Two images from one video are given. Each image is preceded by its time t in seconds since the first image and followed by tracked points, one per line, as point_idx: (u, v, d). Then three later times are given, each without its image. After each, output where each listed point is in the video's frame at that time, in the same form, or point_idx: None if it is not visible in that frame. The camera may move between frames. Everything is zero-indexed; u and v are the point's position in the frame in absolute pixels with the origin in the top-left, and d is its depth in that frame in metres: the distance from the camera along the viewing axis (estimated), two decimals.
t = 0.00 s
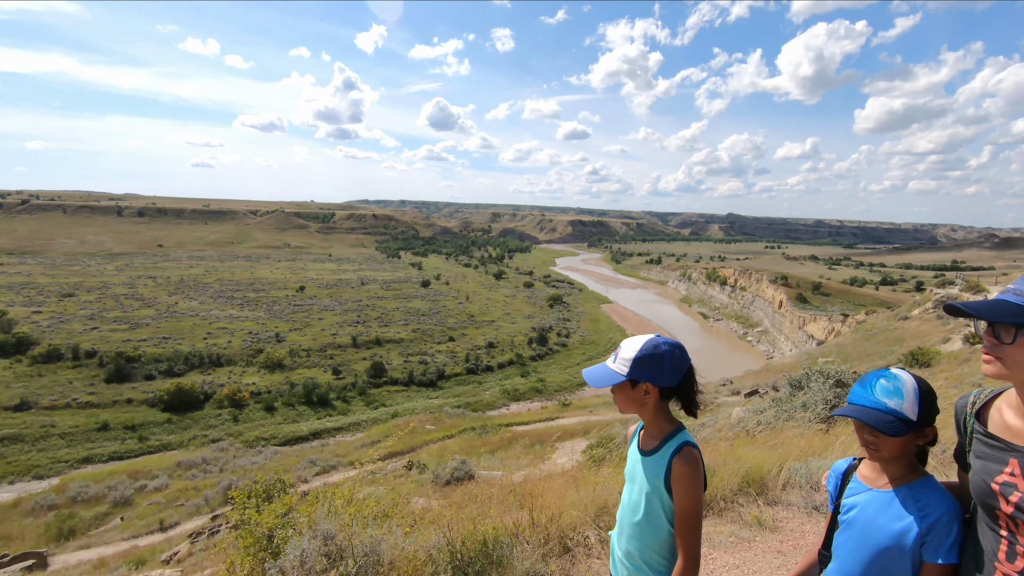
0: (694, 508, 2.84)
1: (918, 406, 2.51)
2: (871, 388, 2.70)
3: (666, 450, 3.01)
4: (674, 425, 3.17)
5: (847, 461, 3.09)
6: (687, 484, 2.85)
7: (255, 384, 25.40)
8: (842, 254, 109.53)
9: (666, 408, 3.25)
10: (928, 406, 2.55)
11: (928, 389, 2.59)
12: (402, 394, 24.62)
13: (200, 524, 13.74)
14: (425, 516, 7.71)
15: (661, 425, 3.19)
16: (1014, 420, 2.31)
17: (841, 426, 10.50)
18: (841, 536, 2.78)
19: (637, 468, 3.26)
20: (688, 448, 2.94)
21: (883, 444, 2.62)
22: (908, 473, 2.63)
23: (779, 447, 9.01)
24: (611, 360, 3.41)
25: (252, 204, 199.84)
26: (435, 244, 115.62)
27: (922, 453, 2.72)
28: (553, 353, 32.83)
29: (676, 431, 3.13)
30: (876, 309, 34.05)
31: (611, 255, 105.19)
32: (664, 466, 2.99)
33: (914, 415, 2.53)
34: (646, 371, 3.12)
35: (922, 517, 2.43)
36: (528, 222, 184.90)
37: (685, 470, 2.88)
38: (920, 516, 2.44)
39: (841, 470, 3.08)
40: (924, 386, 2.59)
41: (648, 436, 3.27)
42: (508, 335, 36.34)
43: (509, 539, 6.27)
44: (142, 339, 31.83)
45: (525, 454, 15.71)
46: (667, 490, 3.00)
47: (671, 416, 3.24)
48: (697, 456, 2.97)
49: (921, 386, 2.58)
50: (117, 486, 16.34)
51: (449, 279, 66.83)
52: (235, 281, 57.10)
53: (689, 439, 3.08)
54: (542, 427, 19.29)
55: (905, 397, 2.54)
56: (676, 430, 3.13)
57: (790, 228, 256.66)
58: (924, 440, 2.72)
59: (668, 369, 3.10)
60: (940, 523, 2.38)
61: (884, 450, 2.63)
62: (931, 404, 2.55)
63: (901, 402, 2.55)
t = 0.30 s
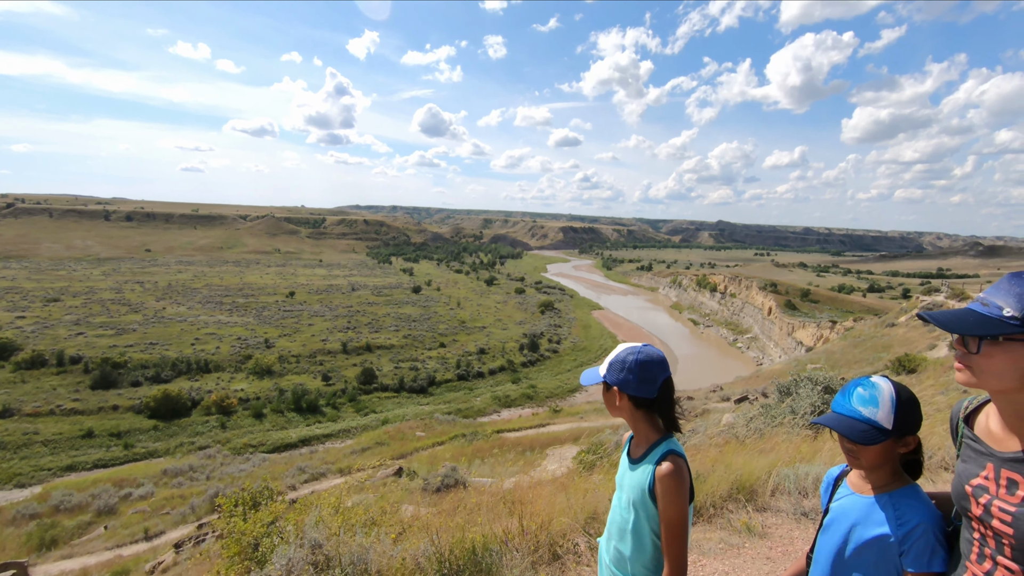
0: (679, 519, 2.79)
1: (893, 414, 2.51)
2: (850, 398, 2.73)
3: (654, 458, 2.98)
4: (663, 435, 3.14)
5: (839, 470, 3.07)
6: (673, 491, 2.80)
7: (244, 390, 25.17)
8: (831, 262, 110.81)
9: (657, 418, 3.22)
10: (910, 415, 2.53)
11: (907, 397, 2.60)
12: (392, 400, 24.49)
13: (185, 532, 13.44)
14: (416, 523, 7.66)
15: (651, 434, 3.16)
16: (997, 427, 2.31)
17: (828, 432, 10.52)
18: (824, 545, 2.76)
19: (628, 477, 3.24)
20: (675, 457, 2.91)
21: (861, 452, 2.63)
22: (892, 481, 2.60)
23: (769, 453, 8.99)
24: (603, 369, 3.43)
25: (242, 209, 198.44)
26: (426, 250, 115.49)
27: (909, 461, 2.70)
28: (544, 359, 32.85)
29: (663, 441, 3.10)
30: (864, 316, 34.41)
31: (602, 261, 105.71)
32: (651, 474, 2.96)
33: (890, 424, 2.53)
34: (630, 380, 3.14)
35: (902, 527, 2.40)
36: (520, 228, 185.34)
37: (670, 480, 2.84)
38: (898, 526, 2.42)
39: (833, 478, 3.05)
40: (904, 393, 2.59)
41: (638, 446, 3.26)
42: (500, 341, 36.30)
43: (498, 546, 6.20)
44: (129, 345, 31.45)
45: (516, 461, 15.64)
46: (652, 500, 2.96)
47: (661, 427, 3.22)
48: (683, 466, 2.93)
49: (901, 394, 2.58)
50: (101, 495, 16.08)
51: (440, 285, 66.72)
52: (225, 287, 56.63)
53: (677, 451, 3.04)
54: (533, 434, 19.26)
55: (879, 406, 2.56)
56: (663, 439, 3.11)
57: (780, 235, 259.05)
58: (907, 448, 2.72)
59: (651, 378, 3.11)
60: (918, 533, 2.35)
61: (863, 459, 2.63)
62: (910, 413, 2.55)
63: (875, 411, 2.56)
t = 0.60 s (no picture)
0: (659, 524, 2.75)
1: (894, 422, 2.48)
2: (851, 406, 2.71)
3: (640, 460, 2.99)
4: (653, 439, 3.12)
5: (842, 476, 3.05)
6: (652, 497, 2.78)
7: (236, 398, 24.99)
8: (823, 268, 111.62)
9: (648, 422, 3.20)
10: (916, 423, 2.48)
11: (913, 404, 2.56)
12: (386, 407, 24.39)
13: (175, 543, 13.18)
14: (409, 530, 7.58)
15: (640, 437, 3.17)
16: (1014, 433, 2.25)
17: (822, 438, 10.51)
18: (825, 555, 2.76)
19: (618, 479, 3.24)
20: (658, 462, 2.88)
21: (863, 461, 2.61)
22: (900, 492, 2.57)
23: (764, 458, 8.87)
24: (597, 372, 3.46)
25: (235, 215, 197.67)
26: (420, 256, 115.44)
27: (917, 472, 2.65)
28: (538, 365, 32.85)
29: (651, 446, 3.07)
30: (856, 322, 34.68)
31: (596, 268, 105.95)
32: (634, 479, 2.95)
33: (893, 433, 2.50)
34: (618, 385, 3.14)
35: (913, 541, 2.38)
36: (514, 235, 185.64)
37: (653, 484, 2.81)
38: (909, 538, 2.39)
39: (837, 485, 3.03)
40: (908, 400, 2.56)
41: (630, 451, 3.24)
42: (494, 348, 36.28)
43: (491, 554, 6.14)
44: (119, 352, 31.19)
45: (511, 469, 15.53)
46: (636, 504, 2.94)
47: (651, 431, 3.19)
48: (668, 472, 2.89)
49: (906, 400, 2.54)
50: (91, 504, 15.87)
51: (434, 292, 66.65)
52: (217, 293, 56.33)
53: (663, 455, 3.02)
54: (527, 441, 19.19)
55: (880, 414, 2.52)
56: (651, 444, 3.09)
57: (772, 242, 260.65)
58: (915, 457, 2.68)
59: (639, 384, 3.09)
60: (928, 548, 2.33)
61: (867, 468, 2.60)
62: (917, 419, 2.50)
63: (876, 419, 2.53)
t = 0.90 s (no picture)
0: (642, 533, 2.65)
1: (893, 432, 2.41)
2: (852, 415, 2.65)
3: (628, 468, 2.90)
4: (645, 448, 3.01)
5: (845, 481, 2.96)
6: (638, 506, 2.68)
7: (226, 404, 24.78)
8: (813, 275, 112.43)
9: (640, 430, 3.10)
10: (919, 433, 2.41)
11: (918, 413, 2.48)
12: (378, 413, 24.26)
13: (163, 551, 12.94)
14: (401, 539, 7.47)
15: (632, 445, 3.07)
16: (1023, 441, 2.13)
17: (814, 445, 10.50)
18: (824, 566, 2.67)
19: (609, 487, 3.14)
20: (646, 471, 2.79)
21: (861, 470, 2.52)
22: (906, 506, 2.46)
23: (757, 463, 8.76)
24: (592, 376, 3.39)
25: (227, 220, 196.51)
26: (413, 261, 115.34)
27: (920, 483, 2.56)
28: (531, 371, 32.82)
29: (641, 454, 2.98)
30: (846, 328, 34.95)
31: (590, 273, 106.30)
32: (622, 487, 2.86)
33: (892, 441, 2.42)
34: (609, 390, 3.07)
35: (919, 558, 2.26)
36: (507, 240, 185.87)
37: (639, 492, 2.72)
38: (915, 555, 2.27)
39: (837, 490, 2.95)
40: (912, 409, 2.48)
41: (623, 458, 3.15)
42: (487, 354, 36.23)
43: (484, 563, 5.99)
44: (108, 358, 30.88)
45: (504, 475, 15.45)
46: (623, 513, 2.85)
47: (644, 440, 3.09)
48: (656, 480, 2.79)
49: (909, 409, 2.47)
50: (76, 512, 15.64)
51: (427, 297, 66.52)
52: (208, 298, 55.95)
53: (654, 464, 2.91)
54: (520, 447, 19.12)
55: (878, 423, 2.47)
56: (642, 452, 2.99)
57: (764, 248, 262.54)
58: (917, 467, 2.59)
59: (631, 390, 2.99)
60: (934, 567, 2.22)
61: (867, 478, 2.51)
62: (919, 429, 2.43)
63: (875, 427, 2.48)
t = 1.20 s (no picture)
0: (636, 539, 2.59)
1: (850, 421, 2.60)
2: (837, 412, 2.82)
3: (623, 471, 2.83)
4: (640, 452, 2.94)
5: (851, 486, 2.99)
6: (632, 510, 2.62)
7: (218, 408, 24.60)
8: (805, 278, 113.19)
9: (635, 434, 3.04)
10: (904, 433, 2.40)
11: (903, 411, 2.49)
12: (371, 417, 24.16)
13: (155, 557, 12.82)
14: (395, 543, 7.40)
15: (627, 449, 3.00)
16: None
17: (806, 445, 10.54)
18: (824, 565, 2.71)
19: (603, 491, 3.08)
20: (639, 475, 2.72)
21: (842, 463, 2.67)
22: (900, 509, 2.45)
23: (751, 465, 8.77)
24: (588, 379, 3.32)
25: (219, 223, 195.26)
26: (407, 265, 115.16)
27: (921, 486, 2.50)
28: (525, 374, 32.81)
29: (636, 458, 2.90)
30: (838, 330, 35.20)
31: (583, 276, 106.47)
32: (615, 491, 2.79)
33: (861, 437, 2.53)
34: (607, 392, 3.00)
35: (907, 560, 2.25)
36: (501, 243, 186.05)
37: (634, 497, 2.65)
38: (902, 555, 2.28)
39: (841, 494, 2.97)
40: (899, 409, 2.49)
41: (619, 460, 3.09)
42: (481, 357, 36.18)
43: (478, 568, 5.95)
44: (98, 362, 30.60)
45: (497, 479, 15.37)
46: (617, 518, 2.78)
47: (639, 443, 3.03)
48: (650, 484, 2.72)
49: (889, 407, 2.51)
50: (65, 519, 15.45)
51: (421, 300, 66.40)
52: (199, 302, 55.56)
53: (648, 468, 2.85)
54: (514, 450, 19.08)
55: (844, 414, 2.67)
56: (636, 455, 2.92)
57: (756, 251, 264.14)
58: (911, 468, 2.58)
59: (631, 392, 2.91)
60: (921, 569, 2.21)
61: (844, 474, 2.67)
62: (900, 431, 2.41)
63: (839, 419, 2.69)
